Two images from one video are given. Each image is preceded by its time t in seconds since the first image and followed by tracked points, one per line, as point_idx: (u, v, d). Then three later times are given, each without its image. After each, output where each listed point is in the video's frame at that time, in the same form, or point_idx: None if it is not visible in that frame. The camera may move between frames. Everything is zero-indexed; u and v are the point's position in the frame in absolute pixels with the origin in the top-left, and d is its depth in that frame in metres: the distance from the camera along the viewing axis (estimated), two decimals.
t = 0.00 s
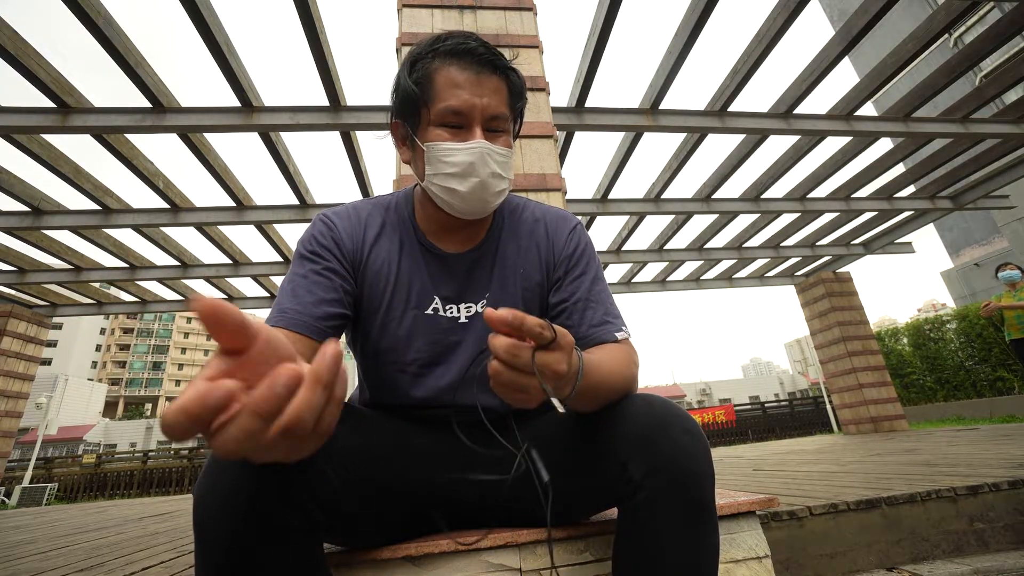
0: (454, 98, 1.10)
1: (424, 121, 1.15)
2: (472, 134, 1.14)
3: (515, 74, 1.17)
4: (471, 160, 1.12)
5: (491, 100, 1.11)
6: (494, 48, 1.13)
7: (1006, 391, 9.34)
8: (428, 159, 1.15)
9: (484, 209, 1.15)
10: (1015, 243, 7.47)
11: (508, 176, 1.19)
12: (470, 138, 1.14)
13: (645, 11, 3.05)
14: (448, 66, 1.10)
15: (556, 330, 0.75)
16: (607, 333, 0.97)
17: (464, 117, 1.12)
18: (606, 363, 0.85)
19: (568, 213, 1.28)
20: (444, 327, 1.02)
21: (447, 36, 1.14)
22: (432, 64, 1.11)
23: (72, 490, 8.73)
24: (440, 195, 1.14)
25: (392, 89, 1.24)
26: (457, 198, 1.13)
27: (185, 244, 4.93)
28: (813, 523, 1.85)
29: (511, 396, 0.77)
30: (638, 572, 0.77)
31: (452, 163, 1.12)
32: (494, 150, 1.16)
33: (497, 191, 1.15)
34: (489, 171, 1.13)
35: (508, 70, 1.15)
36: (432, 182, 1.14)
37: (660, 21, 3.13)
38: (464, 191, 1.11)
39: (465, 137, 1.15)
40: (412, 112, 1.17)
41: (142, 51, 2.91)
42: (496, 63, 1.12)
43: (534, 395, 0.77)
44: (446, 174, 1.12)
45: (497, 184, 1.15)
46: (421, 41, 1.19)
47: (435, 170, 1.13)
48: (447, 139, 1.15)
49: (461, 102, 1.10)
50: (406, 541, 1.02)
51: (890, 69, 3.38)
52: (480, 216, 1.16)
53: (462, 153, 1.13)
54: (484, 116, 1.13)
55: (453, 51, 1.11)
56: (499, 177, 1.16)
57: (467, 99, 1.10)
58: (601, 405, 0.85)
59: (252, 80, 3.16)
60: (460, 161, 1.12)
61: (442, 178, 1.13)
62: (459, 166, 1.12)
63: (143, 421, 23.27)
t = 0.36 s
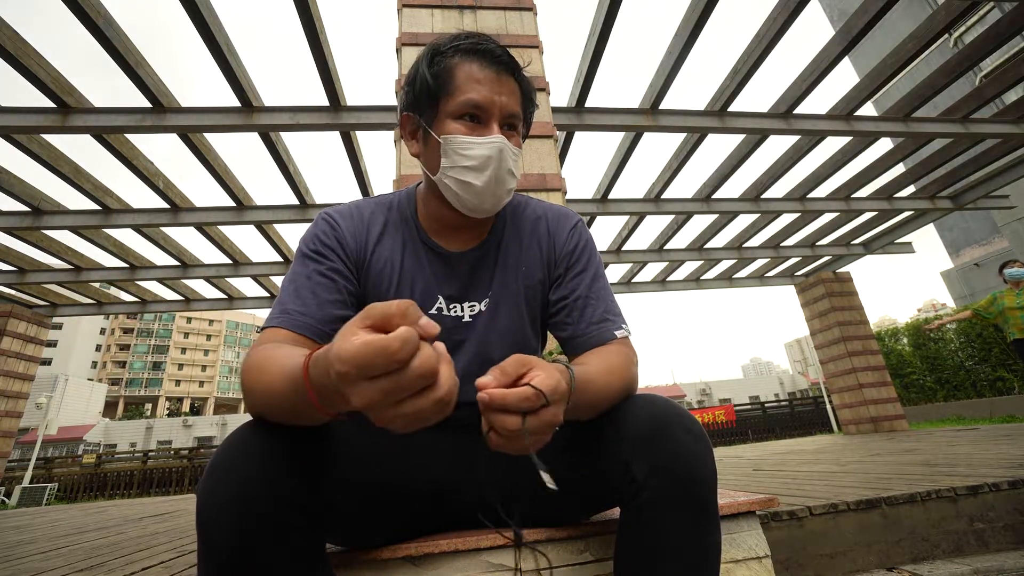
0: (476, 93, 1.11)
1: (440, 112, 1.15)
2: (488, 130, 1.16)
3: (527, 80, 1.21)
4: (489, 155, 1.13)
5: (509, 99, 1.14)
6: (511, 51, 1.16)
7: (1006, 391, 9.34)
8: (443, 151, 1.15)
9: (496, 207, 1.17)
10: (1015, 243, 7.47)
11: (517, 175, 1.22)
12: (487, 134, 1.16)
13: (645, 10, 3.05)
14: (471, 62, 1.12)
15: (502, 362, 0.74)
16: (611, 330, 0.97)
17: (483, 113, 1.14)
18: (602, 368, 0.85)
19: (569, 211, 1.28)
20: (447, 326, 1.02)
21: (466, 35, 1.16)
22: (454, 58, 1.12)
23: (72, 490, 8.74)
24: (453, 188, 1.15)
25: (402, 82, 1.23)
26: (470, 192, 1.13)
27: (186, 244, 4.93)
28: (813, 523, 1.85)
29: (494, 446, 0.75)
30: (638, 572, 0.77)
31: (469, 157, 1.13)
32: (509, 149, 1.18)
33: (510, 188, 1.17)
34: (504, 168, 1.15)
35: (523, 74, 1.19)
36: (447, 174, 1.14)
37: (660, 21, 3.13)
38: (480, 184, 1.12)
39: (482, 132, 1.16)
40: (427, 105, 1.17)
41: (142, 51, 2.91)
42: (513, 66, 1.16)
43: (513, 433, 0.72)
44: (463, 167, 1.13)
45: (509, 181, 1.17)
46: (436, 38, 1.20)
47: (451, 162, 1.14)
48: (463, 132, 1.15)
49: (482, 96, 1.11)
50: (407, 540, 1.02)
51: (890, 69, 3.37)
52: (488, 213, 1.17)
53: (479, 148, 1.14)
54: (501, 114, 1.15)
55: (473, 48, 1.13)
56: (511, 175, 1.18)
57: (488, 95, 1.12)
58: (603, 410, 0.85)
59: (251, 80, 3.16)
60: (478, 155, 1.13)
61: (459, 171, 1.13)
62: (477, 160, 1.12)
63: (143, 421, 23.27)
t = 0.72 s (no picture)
0: (459, 100, 1.09)
1: (427, 118, 1.14)
2: (471, 139, 1.14)
3: (524, 82, 1.16)
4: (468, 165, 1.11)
5: (495, 106, 1.11)
6: (507, 53, 1.11)
7: (1006, 391, 9.34)
8: (425, 158, 1.15)
9: (477, 216, 1.15)
10: (1015, 243, 7.47)
11: (506, 183, 1.18)
12: (469, 143, 1.14)
13: (645, 10, 3.05)
14: (457, 67, 1.09)
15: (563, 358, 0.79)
16: (609, 332, 0.97)
17: (465, 120, 1.12)
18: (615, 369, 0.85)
19: (569, 211, 1.28)
20: (445, 326, 1.02)
21: (458, 37, 1.13)
22: (441, 63, 1.10)
23: (72, 490, 8.74)
24: (434, 196, 1.14)
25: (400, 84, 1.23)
26: (449, 201, 1.13)
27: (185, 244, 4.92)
28: (813, 523, 1.85)
29: (548, 438, 0.77)
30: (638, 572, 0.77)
31: (448, 166, 1.11)
32: (493, 157, 1.15)
33: (492, 198, 1.14)
34: (485, 177, 1.12)
35: (518, 77, 1.14)
36: (427, 182, 1.14)
37: (660, 21, 3.13)
38: (456, 195, 1.10)
39: (465, 140, 1.14)
40: (415, 110, 1.17)
41: (142, 51, 2.91)
42: (506, 69, 1.11)
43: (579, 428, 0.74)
44: (442, 175, 1.11)
45: (492, 190, 1.14)
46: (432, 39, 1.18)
47: (430, 170, 1.13)
48: (445, 140, 1.14)
49: (464, 105, 1.09)
50: (406, 540, 1.02)
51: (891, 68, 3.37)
52: (471, 221, 1.16)
53: (459, 157, 1.12)
54: (485, 121, 1.12)
55: (462, 53, 1.10)
56: (496, 184, 1.15)
57: (472, 102, 1.09)
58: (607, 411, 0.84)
59: (251, 80, 3.16)
60: (456, 164, 1.11)
61: (437, 178, 1.12)
62: (455, 170, 1.10)
63: (143, 421, 23.27)
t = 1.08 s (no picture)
0: (438, 99, 1.09)
1: (410, 120, 1.15)
2: (452, 138, 1.14)
3: (508, 76, 1.14)
4: (447, 165, 1.11)
5: (475, 103, 1.09)
6: (486, 49, 1.10)
7: (1006, 391, 9.34)
8: (410, 160, 1.16)
9: (464, 216, 1.14)
10: (1015, 243, 7.47)
11: (492, 181, 1.16)
12: (451, 142, 1.14)
13: (645, 10, 3.05)
14: (436, 67, 1.09)
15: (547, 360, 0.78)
16: (608, 331, 0.97)
17: (446, 119, 1.12)
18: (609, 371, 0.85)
19: (567, 211, 1.27)
20: (444, 326, 1.02)
21: (440, 36, 1.13)
22: (420, 64, 1.10)
23: (73, 490, 8.74)
24: (421, 198, 1.15)
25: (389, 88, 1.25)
26: (435, 202, 1.13)
27: (185, 244, 4.92)
28: (813, 523, 1.85)
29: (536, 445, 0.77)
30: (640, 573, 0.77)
31: (430, 166, 1.12)
32: (476, 155, 1.14)
33: (477, 196, 1.13)
34: (467, 176, 1.12)
35: (500, 72, 1.12)
36: (413, 184, 1.15)
37: (659, 20, 3.13)
38: (439, 195, 1.11)
39: (448, 140, 1.14)
40: (401, 113, 1.18)
41: (142, 51, 2.91)
42: (485, 65, 1.10)
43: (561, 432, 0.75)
44: (424, 175, 1.12)
45: (477, 189, 1.12)
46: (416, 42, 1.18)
47: (415, 171, 1.14)
48: (429, 141, 1.15)
49: (443, 104, 1.09)
50: (406, 540, 1.02)
51: (891, 68, 3.37)
52: (460, 220, 1.15)
53: (440, 157, 1.12)
54: (467, 118, 1.11)
55: (442, 52, 1.10)
56: (481, 182, 1.14)
57: (450, 100, 1.08)
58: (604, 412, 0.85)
59: (251, 80, 3.16)
60: (437, 164, 1.12)
61: (421, 180, 1.13)
62: (437, 170, 1.11)
63: (143, 421, 23.26)
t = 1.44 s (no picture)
0: (381, 114, 1.09)
1: (370, 143, 1.16)
2: (405, 147, 1.11)
3: (441, 69, 1.12)
4: (404, 173, 1.09)
5: (412, 106, 1.07)
6: (417, 52, 1.10)
7: (1006, 391, 9.34)
8: (378, 181, 1.15)
9: (441, 213, 1.14)
10: (1015, 243, 7.47)
11: (454, 175, 1.12)
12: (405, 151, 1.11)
13: (645, 11, 3.05)
14: (373, 84, 1.09)
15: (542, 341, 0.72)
16: (605, 333, 0.97)
17: (394, 131, 1.10)
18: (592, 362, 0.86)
19: (565, 214, 1.27)
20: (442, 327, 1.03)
21: (370, 59, 1.14)
22: (360, 87, 1.12)
23: (73, 490, 8.74)
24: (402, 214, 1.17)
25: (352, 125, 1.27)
26: (411, 213, 1.15)
27: (185, 244, 4.92)
28: (813, 523, 1.85)
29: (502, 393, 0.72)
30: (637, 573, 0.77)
31: (391, 182, 1.11)
32: (430, 155, 1.10)
33: (445, 194, 1.12)
34: (424, 179, 1.09)
35: (431, 68, 1.11)
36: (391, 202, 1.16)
37: (659, 20, 3.13)
38: (410, 204, 1.12)
39: (403, 150, 1.12)
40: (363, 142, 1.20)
41: (142, 51, 2.91)
42: (419, 68, 1.10)
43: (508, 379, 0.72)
44: (391, 192, 1.13)
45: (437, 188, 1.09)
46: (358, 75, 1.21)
47: (383, 191, 1.14)
48: (389, 157, 1.14)
49: (384, 119, 1.08)
50: (408, 540, 1.02)
51: (890, 69, 3.37)
52: (445, 217, 1.15)
53: (396, 168, 1.10)
54: (411, 124, 1.09)
55: (373, 71, 1.10)
56: (440, 179, 1.10)
57: (390, 113, 1.08)
58: (594, 406, 0.85)
59: (251, 80, 3.16)
60: (395, 177, 1.10)
61: (391, 197, 1.14)
62: (397, 183, 1.10)
63: (143, 421, 23.27)
